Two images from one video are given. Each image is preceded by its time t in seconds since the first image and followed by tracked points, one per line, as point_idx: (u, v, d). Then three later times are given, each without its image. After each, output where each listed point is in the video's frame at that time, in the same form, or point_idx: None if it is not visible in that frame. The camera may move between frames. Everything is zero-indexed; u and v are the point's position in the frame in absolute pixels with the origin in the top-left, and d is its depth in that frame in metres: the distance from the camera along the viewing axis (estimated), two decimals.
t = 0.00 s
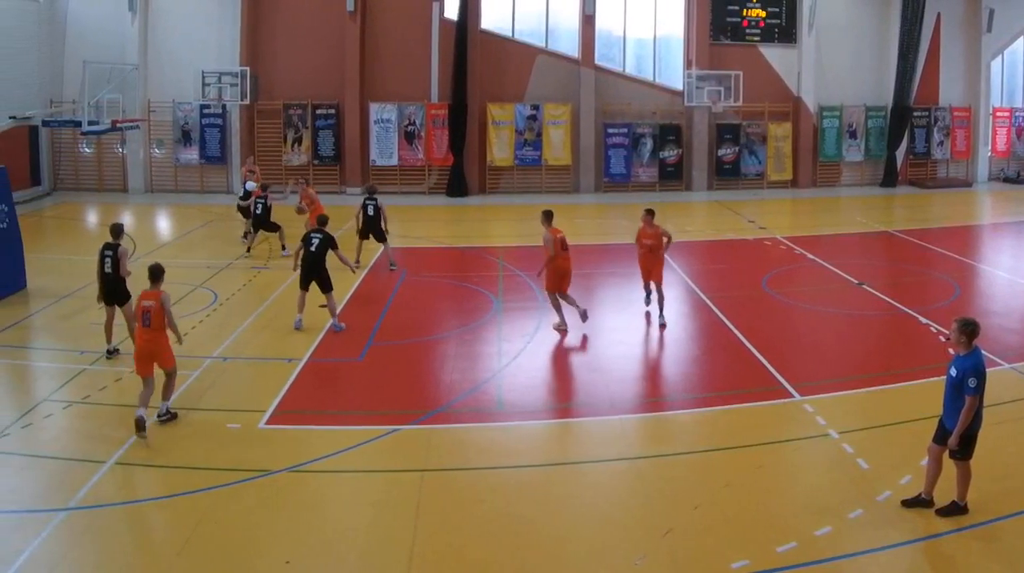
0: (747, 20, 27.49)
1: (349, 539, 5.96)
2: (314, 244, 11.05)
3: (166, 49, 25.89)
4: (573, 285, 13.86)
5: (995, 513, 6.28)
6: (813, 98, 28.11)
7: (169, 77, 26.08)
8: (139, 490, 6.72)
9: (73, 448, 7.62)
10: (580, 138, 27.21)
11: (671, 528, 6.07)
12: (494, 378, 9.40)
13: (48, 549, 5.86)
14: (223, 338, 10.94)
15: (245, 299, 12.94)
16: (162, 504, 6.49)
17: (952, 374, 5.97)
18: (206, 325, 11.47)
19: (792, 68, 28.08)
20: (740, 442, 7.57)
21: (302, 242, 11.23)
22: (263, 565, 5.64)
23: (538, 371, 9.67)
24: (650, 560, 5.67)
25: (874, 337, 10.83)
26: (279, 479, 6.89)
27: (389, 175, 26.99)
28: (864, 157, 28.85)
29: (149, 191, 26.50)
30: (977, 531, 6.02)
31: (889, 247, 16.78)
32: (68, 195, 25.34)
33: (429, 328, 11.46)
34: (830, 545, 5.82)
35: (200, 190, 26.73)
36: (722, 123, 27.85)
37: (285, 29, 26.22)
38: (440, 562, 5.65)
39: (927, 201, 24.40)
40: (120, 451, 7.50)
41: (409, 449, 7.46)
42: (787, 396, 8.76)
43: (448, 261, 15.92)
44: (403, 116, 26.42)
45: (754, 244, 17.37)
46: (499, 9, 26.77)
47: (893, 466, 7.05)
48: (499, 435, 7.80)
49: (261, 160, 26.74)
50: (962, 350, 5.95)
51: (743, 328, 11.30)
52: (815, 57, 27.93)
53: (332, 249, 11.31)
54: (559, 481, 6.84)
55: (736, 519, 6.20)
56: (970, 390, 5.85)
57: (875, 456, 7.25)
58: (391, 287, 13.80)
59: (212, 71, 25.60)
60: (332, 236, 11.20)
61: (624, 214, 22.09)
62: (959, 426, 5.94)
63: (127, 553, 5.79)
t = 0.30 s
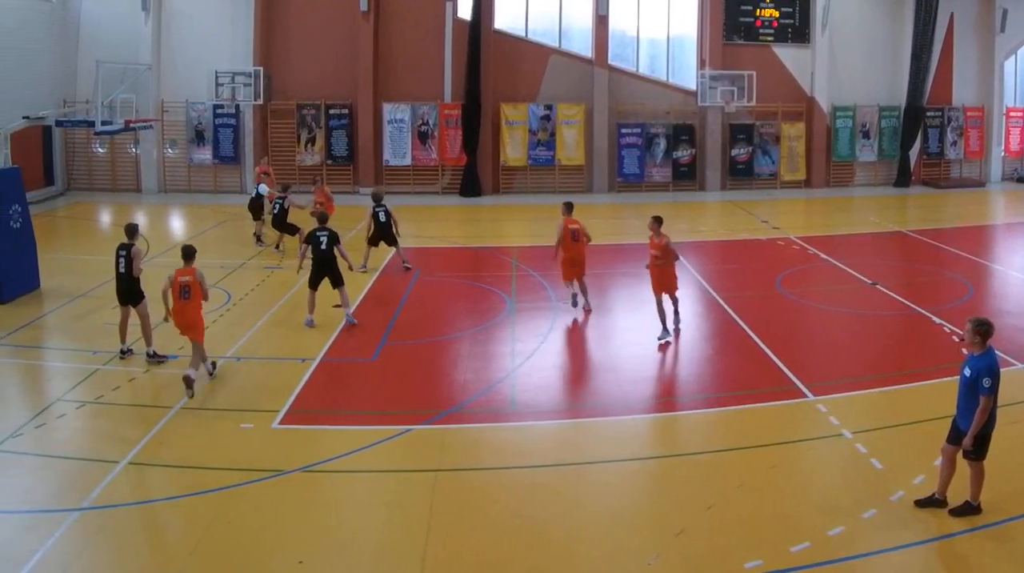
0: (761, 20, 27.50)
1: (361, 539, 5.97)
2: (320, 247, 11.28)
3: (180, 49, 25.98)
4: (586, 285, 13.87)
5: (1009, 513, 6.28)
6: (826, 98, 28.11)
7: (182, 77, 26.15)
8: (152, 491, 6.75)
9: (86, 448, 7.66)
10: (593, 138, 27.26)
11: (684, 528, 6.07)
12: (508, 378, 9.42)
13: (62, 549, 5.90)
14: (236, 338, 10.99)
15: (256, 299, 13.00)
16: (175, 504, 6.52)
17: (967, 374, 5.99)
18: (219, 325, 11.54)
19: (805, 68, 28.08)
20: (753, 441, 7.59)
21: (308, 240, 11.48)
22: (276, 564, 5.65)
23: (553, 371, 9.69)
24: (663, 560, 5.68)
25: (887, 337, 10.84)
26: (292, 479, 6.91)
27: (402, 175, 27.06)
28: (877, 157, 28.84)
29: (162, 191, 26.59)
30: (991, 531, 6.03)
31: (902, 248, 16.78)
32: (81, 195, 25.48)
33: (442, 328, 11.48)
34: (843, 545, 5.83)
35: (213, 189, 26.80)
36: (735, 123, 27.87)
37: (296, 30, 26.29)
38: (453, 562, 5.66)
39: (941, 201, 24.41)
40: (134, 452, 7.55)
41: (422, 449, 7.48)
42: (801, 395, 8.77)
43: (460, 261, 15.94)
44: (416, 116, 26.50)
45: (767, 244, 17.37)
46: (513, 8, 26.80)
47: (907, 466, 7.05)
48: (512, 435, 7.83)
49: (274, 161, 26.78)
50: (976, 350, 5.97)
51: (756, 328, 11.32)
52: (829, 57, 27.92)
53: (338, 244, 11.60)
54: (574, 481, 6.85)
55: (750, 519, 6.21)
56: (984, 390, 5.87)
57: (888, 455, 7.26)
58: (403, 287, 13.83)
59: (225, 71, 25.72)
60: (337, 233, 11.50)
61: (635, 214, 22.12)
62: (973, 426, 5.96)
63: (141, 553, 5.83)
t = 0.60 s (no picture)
0: (773, 20, 27.53)
1: (374, 540, 6.04)
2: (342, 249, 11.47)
3: (192, 48, 26.09)
4: (598, 286, 13.91)
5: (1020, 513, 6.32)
6: (839, 98, 28.13)
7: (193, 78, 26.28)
8: (164, 491, 6.83)
9: (98, 448, 7.73)
10: (605, 139, 27.31)
11: (697, 529, 6.13)
12: (520, 378, 9.49)
13: (75, 549, 5.98)
14: (248, 339, 11.10)
15: (267, 300, 13.08)
16: (188, 504, 6.60)
17: (979, 374, 6.03)
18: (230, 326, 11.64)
19: (817, 68, 28.10)
20: (766, 441, 7.65)
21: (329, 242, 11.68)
22: (289, 565, 5.73)
23: (566, 371, 9.75)
24: (676, 560, 5.73)
25: (899, 337, 10.87)
26: (306, 480, 6.99)
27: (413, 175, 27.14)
28: (889, 157, 28.85)
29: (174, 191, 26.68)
30: (1003, 531, 6.07)
31: (913, 248, 16.79)
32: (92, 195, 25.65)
33: (455, 328, 11.55)
34: (855, 546, 5.89)
35: (225, 190, 26.88)
36: (747, 123, 27.88)
37: (308, 31, 26.42)
38: (467, 562, 5.73)
39: (953, 201, 24.41)
40: (146, 451, 7.63)
41: (435, 449, 7.55)
42: (813, 395, 8.82)
43: (472, 260, 15.99)
44: (428, 116, 26.60)
45: (779, 244, 17.40)
46: (526, 8, 26.89)
47: (920, 466, 7.10)
48: (524, 435, 7.89)
49: (285, 160, 26.87)
50: (989, 350, 6.01)
51: (769, 328, 11.36)
52: (841, 56, 27.94)
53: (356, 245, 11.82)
54: (582, 481, 6.93)
55: (762, 519, 6.26)
56: (997, 390, 5.90)
57: (901, 456, 7.31)
58: (415, 287, 13.90)
59: (237, 71, 25.90)
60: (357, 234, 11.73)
61: (644, 214, 22.13)
62: (986, 426, 6.00)
63: (154, 552, 5.91)
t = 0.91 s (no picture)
0: (785, 20, 27.60)
1: (387, 540, 6.24)
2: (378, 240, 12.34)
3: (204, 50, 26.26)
4: (610, 286, 14.10)
5: None
6: (851, 97, 28.20)
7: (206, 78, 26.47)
8: (176, 491, 7.06)
9: (110, 448, 7.97)
10: (617, 138, 27.43)
11: (710, 529, 6.31)
12: (532, 378, 9.74)
13: (87, 549, 6.19)
14: (259, 340, 11.38)
15: (277, 303, 13.36)
16: (199, 504, 6.82)
17: (992, 375, 6.12)
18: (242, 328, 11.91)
19: (829, 68, 28.14)
20: (779, 442, 7.85)
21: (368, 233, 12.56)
22: (302, 564, 5.93)
23: (579, 371, 9.98)
24: (689, 560, 5.91)
25: (910, 337, 11.05)
26: (320, 481, 7.20)
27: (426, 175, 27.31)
28: (902, 157, 28.87)
29: (186, 192, 26.94)
30: (1015, 531, 6.22)
31: (924, 247, 16.89)
32: (104, 196, 26.07)
33: (468, 328, 11.78)
34: (866, 545, 6.07)
35: (237, 190, 27.10)
36: (760, 123, 27.93)
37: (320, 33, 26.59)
38: (485, 562, 5.91)
39: (964, 201, 24.42)
40: (156, 451, 7.87)
41: (448, 450, 7.77)
42: (825, 396, 9.04)
43: (486, 260, 16.19)
44: (440, 116, 26.72)
45: (791, 244, 17.54)
46: (538, 9, 26.97)
47: (931, 467, 7.29)
48: (535, 435, 8.11)
49: (298, 160, 27.10)
50: (1002, 351, 6.10)
51: (780, 328, 11.57)
52: (854, 56, 27.95)
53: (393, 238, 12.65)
54: (597, 481, 7.13)
55: (775, 520, 6.44)
56: (1010, 390, 5.97)
57: (913, 456, 7.50)
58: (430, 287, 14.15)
59: (249, 71, 26.22)
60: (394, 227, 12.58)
61: (653, 215, 22.23)
62: (999, 426, 6.08)
63: (168, 551, 6.13)
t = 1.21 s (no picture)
0: (799, 20, 27.74)
1: (402, 539, 6.35)
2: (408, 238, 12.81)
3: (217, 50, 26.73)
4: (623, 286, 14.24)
5: None
6: (864, 98, 28.29)
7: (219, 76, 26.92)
8: (189, 490, 7.18)
9: (123, 448, 8.09)
10: (631, 137, 27.65)
11: (723, 529, 6.42)
12: (546, 378, 9.87)
13: (100, 549, 6.29)
14: (274, 340, 11.53)
15: (291, 303, 13.49)
16: (212, 504, 6.93)
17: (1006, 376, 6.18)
18: (256, 328, 12.06)
19: (843, 68, 28.28)
20: (791, 442, 7.97)
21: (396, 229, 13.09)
22: (316, 564, 6.04)
23: (593, 370, 10.11)
24: (703, 560, 6.01)
25: (924, 337, 11.14)
26: (335, 481, 7.32)
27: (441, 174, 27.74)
28: (915, 157, 29.00)
29: (200, 191, 27.38)
30: None
31: (937, 247, 16.97)
32: (118, 195, 26.50)
33: (481, 328, 11.91)
34: (879, 545, 6.17)
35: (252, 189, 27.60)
36: (773, 123, 28.09)
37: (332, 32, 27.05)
38: (503, 562, 6.01)
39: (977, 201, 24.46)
40: (170, 451, 7.98)
41: (462, 450, 7.89)
42: (839, 396, 9.15)
43: (500, 261, 16.37)
44: (454, 116, 27.13)
45: (804, 244, 17.64)
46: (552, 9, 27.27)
47: (944, 467, 7.40)
48: (549, 435, 8.24)
49: (312, 161, 27.54)
50: (1015, 351, 6.21)
51: (793, 328, 11.69)
52: (867, 56, 28.10)
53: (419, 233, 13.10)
54: (614, 480, 7.24)
55: (787, 520, 6.55)
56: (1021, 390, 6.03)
57: (926, 456, 7.61)
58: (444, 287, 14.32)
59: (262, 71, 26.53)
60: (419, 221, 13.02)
61: (665, 215, 22.43)
62: (1012, 427, 6.13)
63: (181, 551, 6.24)
